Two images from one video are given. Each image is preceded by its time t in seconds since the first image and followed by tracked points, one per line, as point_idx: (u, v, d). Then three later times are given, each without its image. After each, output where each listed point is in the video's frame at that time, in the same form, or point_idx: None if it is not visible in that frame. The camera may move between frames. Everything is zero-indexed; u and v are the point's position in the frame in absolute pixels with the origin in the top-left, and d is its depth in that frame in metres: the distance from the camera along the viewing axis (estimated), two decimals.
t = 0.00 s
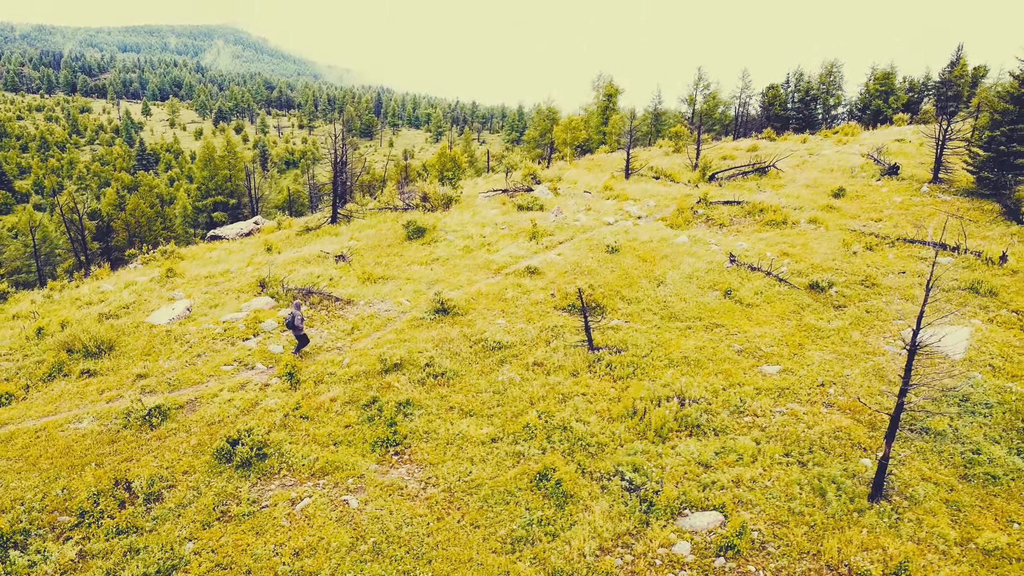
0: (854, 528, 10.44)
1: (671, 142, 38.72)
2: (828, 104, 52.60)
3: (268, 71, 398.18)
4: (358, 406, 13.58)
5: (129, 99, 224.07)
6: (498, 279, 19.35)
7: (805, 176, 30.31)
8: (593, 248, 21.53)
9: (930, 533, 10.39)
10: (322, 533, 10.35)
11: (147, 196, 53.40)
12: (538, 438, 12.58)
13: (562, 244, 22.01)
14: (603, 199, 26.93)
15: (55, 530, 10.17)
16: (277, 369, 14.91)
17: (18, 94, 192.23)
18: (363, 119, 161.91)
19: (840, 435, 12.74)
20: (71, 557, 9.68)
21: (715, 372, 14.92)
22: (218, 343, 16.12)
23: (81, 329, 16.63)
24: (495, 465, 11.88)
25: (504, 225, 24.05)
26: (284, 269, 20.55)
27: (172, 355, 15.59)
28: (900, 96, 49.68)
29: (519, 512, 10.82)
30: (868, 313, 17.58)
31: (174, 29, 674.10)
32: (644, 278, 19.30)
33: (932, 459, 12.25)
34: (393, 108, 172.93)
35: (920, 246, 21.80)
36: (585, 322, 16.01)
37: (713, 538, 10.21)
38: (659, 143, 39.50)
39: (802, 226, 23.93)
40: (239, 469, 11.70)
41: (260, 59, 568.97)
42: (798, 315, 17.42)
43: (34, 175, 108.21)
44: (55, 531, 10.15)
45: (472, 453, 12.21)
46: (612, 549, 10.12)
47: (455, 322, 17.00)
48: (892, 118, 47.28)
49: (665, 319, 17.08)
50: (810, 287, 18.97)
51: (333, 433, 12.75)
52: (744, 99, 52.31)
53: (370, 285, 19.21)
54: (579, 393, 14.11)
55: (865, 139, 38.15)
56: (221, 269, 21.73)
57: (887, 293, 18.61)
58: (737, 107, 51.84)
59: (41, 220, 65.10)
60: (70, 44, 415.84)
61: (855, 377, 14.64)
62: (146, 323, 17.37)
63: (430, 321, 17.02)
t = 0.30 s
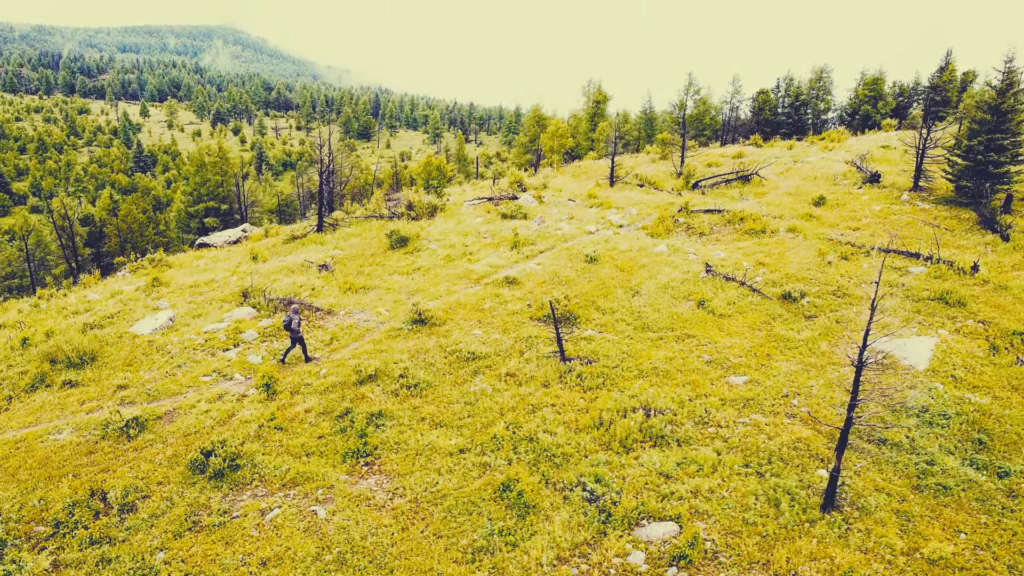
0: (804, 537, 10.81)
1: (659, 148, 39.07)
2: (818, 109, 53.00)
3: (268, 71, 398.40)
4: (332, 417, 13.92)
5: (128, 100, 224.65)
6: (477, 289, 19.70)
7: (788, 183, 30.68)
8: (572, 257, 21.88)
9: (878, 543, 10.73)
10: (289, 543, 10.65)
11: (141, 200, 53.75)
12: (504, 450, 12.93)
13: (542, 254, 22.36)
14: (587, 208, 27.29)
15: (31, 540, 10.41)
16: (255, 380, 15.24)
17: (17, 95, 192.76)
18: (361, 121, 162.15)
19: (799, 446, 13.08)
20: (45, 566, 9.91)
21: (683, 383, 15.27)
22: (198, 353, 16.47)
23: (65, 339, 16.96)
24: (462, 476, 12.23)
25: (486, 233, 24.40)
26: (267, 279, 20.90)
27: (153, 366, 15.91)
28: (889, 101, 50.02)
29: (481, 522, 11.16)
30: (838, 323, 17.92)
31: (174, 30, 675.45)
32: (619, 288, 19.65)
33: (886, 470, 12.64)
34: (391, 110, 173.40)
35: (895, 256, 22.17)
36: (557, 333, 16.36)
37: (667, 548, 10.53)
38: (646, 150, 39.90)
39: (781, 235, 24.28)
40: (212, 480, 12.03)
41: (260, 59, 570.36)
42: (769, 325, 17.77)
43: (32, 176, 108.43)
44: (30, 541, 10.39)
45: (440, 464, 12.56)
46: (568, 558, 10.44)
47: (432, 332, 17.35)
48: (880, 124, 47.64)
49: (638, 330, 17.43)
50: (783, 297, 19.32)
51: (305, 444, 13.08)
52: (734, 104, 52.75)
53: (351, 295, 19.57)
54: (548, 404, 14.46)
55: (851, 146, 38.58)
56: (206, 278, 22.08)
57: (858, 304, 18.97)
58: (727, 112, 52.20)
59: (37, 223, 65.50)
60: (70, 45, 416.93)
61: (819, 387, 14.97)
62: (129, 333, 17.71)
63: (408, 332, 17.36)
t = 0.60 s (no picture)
0: (752, 544, 11.22)
1: (644, 155, 39.51)
2: (806, 115, 53.38)
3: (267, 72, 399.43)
4: (304, 426, 14.33)
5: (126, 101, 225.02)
6: (454, 298, 20.11)
7: (769, 191, 31.11)
8: (550, 266, 22.31)
9: (823, 550, 11.15)
10: (255, 549, 11.01)
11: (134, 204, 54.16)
12: (469, 458, 13.35)
13: (520, 262, 22.79)
14: (568, 216, 27.72)
15: (5, 547, 10.65)
16: (231, 389, 15.64)
17: (15, 96, 193.06)
18: (358, 122, 162.51)
19: (756, 454, 13.49)
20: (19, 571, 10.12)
21: (648, 392, 15.70)
22: (178, 362, 16.86)
23: (48, 348, 17.32)
24: (426, 484, 12.64)
25: (467, 242, 24.81)
26: (250, 287, 21.30)
27: (133, 375, 16.30)
28: (876, 106, 50.41)
29: (442, 529, 11.57)
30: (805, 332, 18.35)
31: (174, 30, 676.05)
32: (593, 297, 20.07)
33: (838, 477, 13.05)
34: (388, 112, 173.90)
35: (866, 265, 22.60)
36: (528, 342, 16.78)
37: (619, 554, 10.92)
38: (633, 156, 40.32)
39: (757, 243, 24.70)
40: (184, 488, 12.43)
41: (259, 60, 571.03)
42: (737, 334, 18.19)
43: (29, 179, 108.75)
44: (5, 548, 10.61)
45: (406, 472, 12.97)
46: (523, 564, 10.81)
47: (407, 341, 17.77)
48: (866, 130, 48.03)
49: (609, 339, 17.85)
50: (753, 306, 19.76)
51: (277, 452, 13.49)
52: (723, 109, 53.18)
53: (330, 304, 19.98)
54: (516, 413, 14.88)
55: (836, 151, 39.01)
56: (190, 286, 22.49)
57: (826, 313, 19.39)
58: (716, 117, 52.65)
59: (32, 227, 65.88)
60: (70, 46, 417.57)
61: (781, 396, 15.39)
62: (112, 342, 18.12)
63: (383, 341, 17.77)
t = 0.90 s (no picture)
0: (698, 548, 11.70)
1: (629, 161, 40.00)
2: (793, 120, 53.87)
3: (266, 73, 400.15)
4: (275, 433, 14.80)
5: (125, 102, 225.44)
6: (430, 306, 20.60)
7: (749, 197, 31.60)
8: (526, 274, 22.80)
9: (766, 553, 11.63)
10: (221, 553, 11.45)
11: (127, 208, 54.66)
12: (433, 464, 13.83)
13: (497, 270, 23.28)
14: (549, 223, 28.22)
15: None
16: (207, 396, 16.10)
17: (13, 97, 193.41)
18: (355, 124, 162.93)
19: (711, 459, 13.96)
20: None
21: (612, 400, 16.18)
22: (157, 370, 17.31)
23: (31, 356, 17.78)
24: (390, 490, 13.11)
25: (447, 249, 25.30)
26: (231, 295, 21.76)
27: (112, 382, 16.73)
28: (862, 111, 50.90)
29: (402, 533, 12.03)
30: (769, 339, 18.86)
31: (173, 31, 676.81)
32: (566, 304, 20.57)
33: (788, 482, 13.52)
34: (385, 113, 174.45)
35: (836, 272, 23.09)
36: (496, 350, 17.25)
37: (569, 557, 11.39)
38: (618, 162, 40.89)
39: (731, 250, 25.18)
40: (156, 493, 12.85)
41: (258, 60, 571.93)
42: (703, 341, 18.67)
43: (26, 181, 109.14)
44: None
45: (371, 478, 13.43)
46: (477, 567, 11.25)
47: (381, 349, 18.24)
48: (851, 135, 48.54)
49: (577, 346, 18.34)
50: (722, 313, 20.26)
51: (247, 458, 13.95)
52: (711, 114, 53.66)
53: (309, 311, 20.46)
54: (482, 420, 15.36)
55: (817, 157, 39.57)
56: (174, 293, 22.96)
57: (792, 320, 19.87)
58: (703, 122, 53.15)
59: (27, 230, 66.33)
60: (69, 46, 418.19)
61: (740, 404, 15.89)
62: (93, 349, 18.58)
63: (358, 348, 18.24)
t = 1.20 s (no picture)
0: (643, 550, 12.25)
1: (613, 167, 40.54)
2: (779, 125, 54.43)
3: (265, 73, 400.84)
4: (246, 439, 15.34)
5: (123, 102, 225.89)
6: (404, 314, 21.14)
7: (726, 205, 32.13)
8: (501, 282, 23.34)
9: (708, 555, 12.18)
10: (187, 555, 11.92)
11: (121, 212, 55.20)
12: (396, 469, 14.37)
13: (473, 278, 23.84)
14: (528, 230, 28.78)
15: None
16: (182, 403, 16.62)
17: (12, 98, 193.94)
18: (352, 125, 163.38)
19: (665, 465, 14.49)
20: None
21: (575, 406, 16.72)
22: (135, 377, 17.83)
23: (14, 364, 18.30)
24: (353, 494, 13.65)
25: (426, 256, 25.85)
26: (212, 303, 22.31)
27: (92, 389, 17.24)
28: (847, 117, 51.44)
29: (362, 536, 12.56)
30: (732, 347, 19.42)
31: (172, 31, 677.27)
32: (537, 312, 21.13)
33: (736, 487, 14.06)
34: (382, 114, 174.92)
35: (804, 280, 23.65)
36: (464, 358, 17.79)
37: (519, 559, 11.92)
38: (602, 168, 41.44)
39: (704, 258, 25.74)
40: (128, 497, 13.35)
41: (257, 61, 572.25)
42: (668, 348, 19.22)
43: (23, 183, 109.60)
44: None
45: (336, 483, 13.97)
46: (431, 568, 11.78)
47: (354, 356, 18.78)
48: (835, 141, 49.12)
49: (545, 353, 18.89)
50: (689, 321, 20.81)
51: (218, 464, 14.48)
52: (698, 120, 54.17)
53: (286, 319, 20.99)
54: (447, 426, 15.91)
55: (799, 163, 40.06)
56: (157, 300, 23.48)
57: (757, 328, 20.43)
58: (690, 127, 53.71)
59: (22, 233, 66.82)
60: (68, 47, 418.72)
61: (697, 410, 16.45)
62: (75, 356, 19.09)
63: (332, 356, 18.78)
